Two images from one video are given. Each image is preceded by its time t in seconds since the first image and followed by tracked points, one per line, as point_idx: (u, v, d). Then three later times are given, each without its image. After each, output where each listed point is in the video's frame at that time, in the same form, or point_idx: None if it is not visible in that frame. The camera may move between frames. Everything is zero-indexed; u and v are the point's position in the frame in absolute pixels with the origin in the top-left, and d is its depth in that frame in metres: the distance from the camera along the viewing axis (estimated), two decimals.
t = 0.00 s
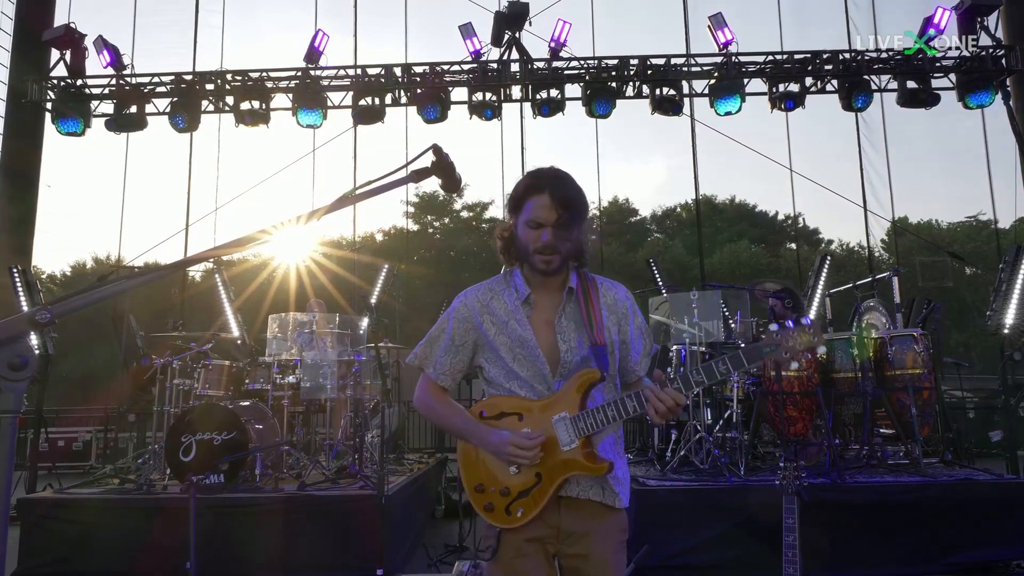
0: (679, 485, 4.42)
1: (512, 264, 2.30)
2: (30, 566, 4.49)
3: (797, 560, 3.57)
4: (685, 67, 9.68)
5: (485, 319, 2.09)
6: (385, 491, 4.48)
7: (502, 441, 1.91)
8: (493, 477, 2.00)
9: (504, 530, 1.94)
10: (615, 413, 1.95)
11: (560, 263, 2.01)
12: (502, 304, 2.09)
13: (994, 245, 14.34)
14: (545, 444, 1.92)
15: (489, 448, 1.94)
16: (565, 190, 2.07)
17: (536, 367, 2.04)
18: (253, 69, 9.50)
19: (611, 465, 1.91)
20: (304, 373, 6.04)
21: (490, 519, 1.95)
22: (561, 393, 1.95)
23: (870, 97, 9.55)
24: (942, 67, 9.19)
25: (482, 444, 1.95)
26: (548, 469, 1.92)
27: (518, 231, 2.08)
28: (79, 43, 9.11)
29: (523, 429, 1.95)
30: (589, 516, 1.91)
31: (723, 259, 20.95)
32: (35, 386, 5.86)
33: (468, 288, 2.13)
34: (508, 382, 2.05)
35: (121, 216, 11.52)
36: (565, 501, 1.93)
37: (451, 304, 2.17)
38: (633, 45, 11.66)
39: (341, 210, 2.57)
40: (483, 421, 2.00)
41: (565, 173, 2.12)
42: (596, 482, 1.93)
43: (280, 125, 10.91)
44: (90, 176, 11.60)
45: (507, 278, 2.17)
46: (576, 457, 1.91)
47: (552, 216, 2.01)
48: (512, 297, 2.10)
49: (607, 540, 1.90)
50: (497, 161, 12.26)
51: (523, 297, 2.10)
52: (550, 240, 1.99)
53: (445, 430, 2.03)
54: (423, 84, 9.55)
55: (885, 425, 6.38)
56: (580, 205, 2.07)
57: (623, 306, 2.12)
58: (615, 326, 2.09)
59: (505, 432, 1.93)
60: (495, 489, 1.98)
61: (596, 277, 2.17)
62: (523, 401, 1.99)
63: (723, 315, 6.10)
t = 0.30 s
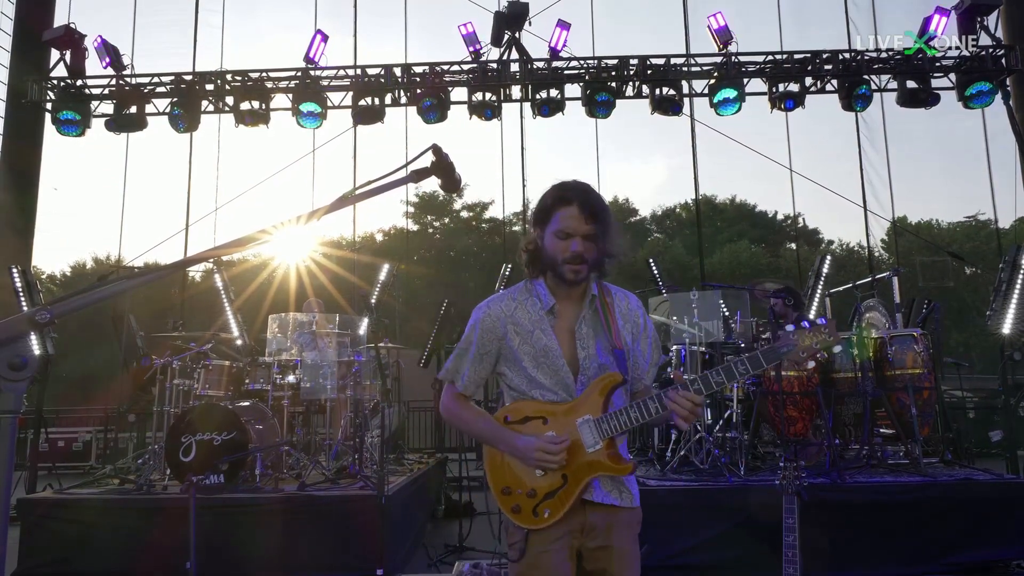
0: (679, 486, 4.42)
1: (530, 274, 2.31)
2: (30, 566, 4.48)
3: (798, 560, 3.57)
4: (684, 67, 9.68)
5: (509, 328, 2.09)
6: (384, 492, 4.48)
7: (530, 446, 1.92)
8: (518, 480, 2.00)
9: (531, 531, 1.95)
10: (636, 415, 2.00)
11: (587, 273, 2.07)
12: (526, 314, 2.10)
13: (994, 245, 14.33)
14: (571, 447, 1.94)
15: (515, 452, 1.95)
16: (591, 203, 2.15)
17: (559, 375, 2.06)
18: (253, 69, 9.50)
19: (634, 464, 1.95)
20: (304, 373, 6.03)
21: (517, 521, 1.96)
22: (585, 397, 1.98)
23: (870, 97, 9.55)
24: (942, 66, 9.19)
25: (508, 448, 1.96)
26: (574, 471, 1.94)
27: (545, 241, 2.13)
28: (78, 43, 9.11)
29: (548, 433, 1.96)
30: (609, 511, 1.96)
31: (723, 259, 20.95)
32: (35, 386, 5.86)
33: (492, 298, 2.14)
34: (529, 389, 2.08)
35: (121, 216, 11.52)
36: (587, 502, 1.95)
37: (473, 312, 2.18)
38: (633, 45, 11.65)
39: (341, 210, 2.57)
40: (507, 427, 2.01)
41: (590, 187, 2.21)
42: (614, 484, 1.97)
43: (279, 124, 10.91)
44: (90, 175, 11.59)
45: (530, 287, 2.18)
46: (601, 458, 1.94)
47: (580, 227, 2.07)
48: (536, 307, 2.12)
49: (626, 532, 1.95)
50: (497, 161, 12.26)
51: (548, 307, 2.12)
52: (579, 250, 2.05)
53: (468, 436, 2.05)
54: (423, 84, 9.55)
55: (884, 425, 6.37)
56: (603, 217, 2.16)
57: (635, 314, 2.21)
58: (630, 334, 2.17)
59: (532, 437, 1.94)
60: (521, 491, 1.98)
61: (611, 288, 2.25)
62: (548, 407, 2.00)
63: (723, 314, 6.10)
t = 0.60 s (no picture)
0: (680, 486, 4.42)
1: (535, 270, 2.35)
2: (30, 567, 4.48)
3: (798, 560, 3.57)
4: (684, 67, 9.68)
5: (514, 320, 2.12)
6: (384, 492, 4.48)
7: (534, 432, 1.91)
8: (523, 468, 2.01)
9: (534, 520, 1.96)
10: (642, 406, 2.00)
11: (586, 267, 2.09)
12: (531, 306, 2.14)
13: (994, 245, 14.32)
14: (575, 436, 1.94)
15: (520, 440, 1.95)
16: (589, 199, 2.17)
17: (564, 365, 2.06)
18: (253, 69, 9.50)
19: (639, 455, 1.96)
20: (304, 373, 6.03)
21: (521, 510, 1.97)
22: (591, 388, 1.99)
23: (870, 97, 9.55)
24: (942, 66, 9.18)
25: (514, 437, 1.95)
26: (579, 461, 1.94)
27: (545, 238, 2.17)
28: (79, 43, 9.10)
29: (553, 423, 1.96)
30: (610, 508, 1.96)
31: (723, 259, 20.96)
32: (35, 386, 5.86)
33: (498, 292, 2.18)
34: (536, 379, 2.08)
35: (122, 216, 11.52)
36: (590, 494, 1.96)
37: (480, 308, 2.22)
38: (633, 45, 11.66)
39: (341, 210, 2.57)
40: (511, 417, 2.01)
41: (587, 184, 2.24)
42: (614, 477, 1.97)
43: (280, 125, 10.92)
44: (90, 175, 11.59)
45: (535, 283, 2.22)
46: (605, 448, 1.94)
47: (577, 222, 2.11)
48: (541, 299, 2.15)
49: (627, 531, 1.95)
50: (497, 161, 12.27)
51: (551, 299, 2.15)
52: (577, 244, 2.08)
53: (474, 426, 2.06)
54: (423, 84, 9.55)
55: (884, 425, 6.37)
56: (602, 212, 2.18)
57: (643, 311, 2.19)
58: (637, 329, 2.16)
59: (536, 424, 1.94)
60: (526, 480, 1.99)
61: (617, 284, 2.25)
62: (553, 398, 2.01)
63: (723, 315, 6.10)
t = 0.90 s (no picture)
0: (680, 486, 4.41)
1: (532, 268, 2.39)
2: (29, 567, 4.48)
3: (797, 560, 3.57)
4: (685, 67, 9.68)
5: (509, 317, 2.17)
6: (384, 492, 4.48)
7: (522, 429, 1.97)
8: (513, 465, 2.03)
9: (522, 517, 1.98)
10: (624, 403, 1.99)
11: (577, 263, 2.13)
12: (525, 304, 2.18)
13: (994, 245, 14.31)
14: (561, 432, 1.97)
15: (509, 436, 2.00)
16: (580, 196, 2.19)
17: (555, 362, 2.09)
18: (253, 69, 9.49)
19: (624, 451, 1.96)
20: (304, 373, 6.03)
21: (510, 506, 1.99)
22: (577, 384, 2.01)
23: (870, 97, 9.54)
24: (942, 66, 9.17)
25: (503, 433, 2.00)
26: (565, 457, 1.96)
27: (538, 235, 2.21)
28: (79, 43, 9.09)
29: (540, 420, 1.99)
30: (601, 507, 1.97)
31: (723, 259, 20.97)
32: (35, 386, 5.86)
33: (494, 289, 2.22)
34: (527, 376, 2.12)
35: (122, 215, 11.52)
36: (579, 490, 1.98)
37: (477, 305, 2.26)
38: (634, 45, 11.66)
39: (341, 210, 2.57)
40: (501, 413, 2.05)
41: (579, 181, 2.25)
42: (605, 474, 1.98)
43: (280, 124, 10.92)
44: (90, 175, 11.59)
45: (530, 281, 2.26)
46: (590, 444, 1.96)
47: (568, 219, 2.14)
48: (535, 297, 2.19)
49: (619, 529, 1.95)
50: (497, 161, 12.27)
51: (545, 297, 2.18)
52: (567, 240, 2.12)
53: (466, 422, 2.10)
54: (423, 84, 9.55)
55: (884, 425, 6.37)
56: (594, 209, 2.20)
57: (640, 308, 2.19)
58: (631, 327, 2.16)
59: (524, 421, 1.98)
60: (514, 476, 2.01)
61: (613, 283, 2.26)
62: (542, 395, 2.03)
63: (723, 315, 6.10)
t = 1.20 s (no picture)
0: (680, 486, 4.41)
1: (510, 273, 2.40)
2: (29, 567, 4.48)
3: (797, 560, 3.57)
4: (684, 67, 9.68)
5: (487, 323, 2.17)
6: (385, 492, 4.48)
7: (498, 433, 1.98)
8: (494, 470, 2.06)
9: (505, 521, 2.02)
10: (598, 402, 2.00)
11: (556, 266, 2.14)
12: (504, 310, 2.18)
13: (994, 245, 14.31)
14: (538, 436, 1.99)
15: (486, 440, 2.01)
16: (557, 199, 2.20)
17: (532, 367, 2.11)
18: (253, 70, 9.49)
19: (600, 451, 1.98)
20: (304, 373, 6.03)
21: (493, 510, 2.02)
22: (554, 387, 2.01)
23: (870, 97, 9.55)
24: (942, 66, 9.18)
25: (481, 438, 2.02)
26: (544, 460, 1.98)
27: (516, 238, 2.22)
28: (79, 43, 9.09)
29: (517, 423, 2.00)
30: (584, 510, 1.98)
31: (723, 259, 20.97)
32: (35, 386, 5.86)
33: (473, 295, 2.23)
34: (507, 381, 2.13)
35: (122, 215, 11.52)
36: (561, 492, 2.00)
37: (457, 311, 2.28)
38: (633, 45, 11.66)
39: (341, 210, 2.57)
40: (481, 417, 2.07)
41: (557, 185, 2.26)
42: (587, 476, 1.99)
43: (279, 124, 10.92)
44: (90, 175, 11.60)
45: (510, 286, 2.26)
46: (567, 445, 1.97)
47: (545, 222, 2.15)
48: (513, 302, 2.20)
49: (602, 530, 1.96)
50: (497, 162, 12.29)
51: (523, 302, 2.19)
52: (544, 244, 2.13)
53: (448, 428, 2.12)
54: (423, 84, 9.55)
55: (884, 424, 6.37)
56: (571, 212, 2.21)
57: (618, 313, 2.19)
58: (609, 332, 2.17)
59: (500, 425, 1.99)
60: (496, 481, 2.05)
61: (592, 286, 2.26)
62: (521, 398, 2.05)
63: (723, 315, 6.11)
